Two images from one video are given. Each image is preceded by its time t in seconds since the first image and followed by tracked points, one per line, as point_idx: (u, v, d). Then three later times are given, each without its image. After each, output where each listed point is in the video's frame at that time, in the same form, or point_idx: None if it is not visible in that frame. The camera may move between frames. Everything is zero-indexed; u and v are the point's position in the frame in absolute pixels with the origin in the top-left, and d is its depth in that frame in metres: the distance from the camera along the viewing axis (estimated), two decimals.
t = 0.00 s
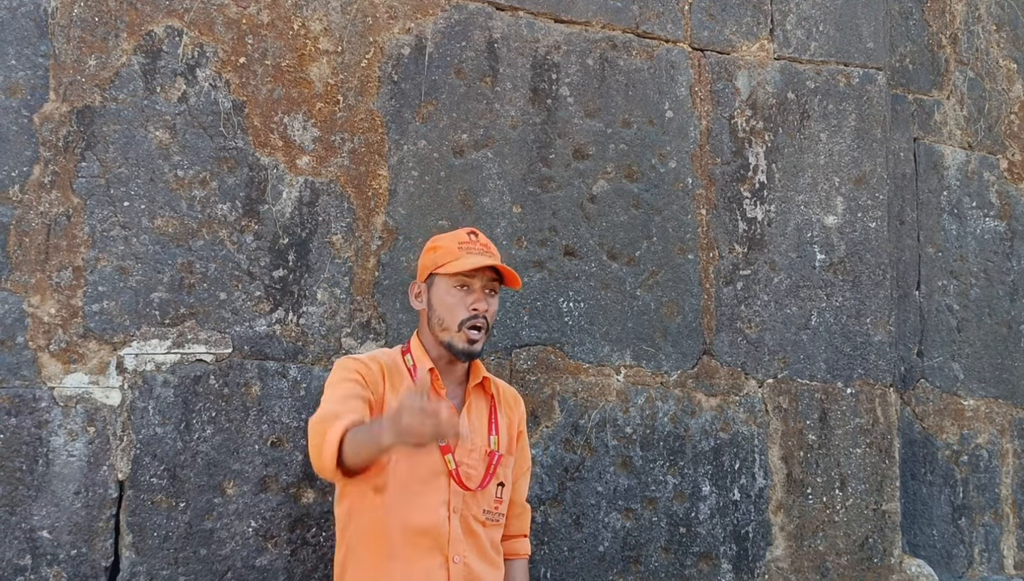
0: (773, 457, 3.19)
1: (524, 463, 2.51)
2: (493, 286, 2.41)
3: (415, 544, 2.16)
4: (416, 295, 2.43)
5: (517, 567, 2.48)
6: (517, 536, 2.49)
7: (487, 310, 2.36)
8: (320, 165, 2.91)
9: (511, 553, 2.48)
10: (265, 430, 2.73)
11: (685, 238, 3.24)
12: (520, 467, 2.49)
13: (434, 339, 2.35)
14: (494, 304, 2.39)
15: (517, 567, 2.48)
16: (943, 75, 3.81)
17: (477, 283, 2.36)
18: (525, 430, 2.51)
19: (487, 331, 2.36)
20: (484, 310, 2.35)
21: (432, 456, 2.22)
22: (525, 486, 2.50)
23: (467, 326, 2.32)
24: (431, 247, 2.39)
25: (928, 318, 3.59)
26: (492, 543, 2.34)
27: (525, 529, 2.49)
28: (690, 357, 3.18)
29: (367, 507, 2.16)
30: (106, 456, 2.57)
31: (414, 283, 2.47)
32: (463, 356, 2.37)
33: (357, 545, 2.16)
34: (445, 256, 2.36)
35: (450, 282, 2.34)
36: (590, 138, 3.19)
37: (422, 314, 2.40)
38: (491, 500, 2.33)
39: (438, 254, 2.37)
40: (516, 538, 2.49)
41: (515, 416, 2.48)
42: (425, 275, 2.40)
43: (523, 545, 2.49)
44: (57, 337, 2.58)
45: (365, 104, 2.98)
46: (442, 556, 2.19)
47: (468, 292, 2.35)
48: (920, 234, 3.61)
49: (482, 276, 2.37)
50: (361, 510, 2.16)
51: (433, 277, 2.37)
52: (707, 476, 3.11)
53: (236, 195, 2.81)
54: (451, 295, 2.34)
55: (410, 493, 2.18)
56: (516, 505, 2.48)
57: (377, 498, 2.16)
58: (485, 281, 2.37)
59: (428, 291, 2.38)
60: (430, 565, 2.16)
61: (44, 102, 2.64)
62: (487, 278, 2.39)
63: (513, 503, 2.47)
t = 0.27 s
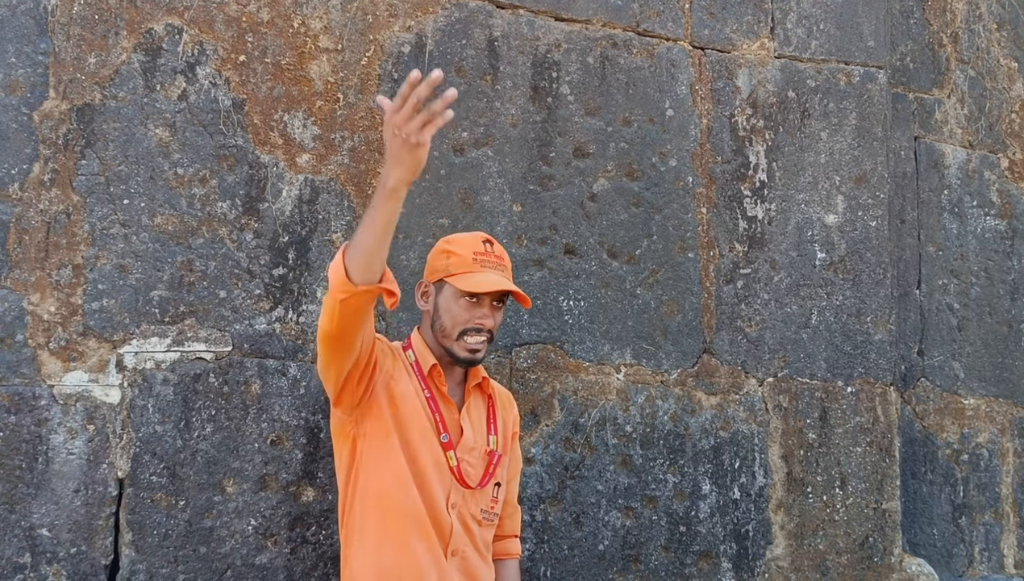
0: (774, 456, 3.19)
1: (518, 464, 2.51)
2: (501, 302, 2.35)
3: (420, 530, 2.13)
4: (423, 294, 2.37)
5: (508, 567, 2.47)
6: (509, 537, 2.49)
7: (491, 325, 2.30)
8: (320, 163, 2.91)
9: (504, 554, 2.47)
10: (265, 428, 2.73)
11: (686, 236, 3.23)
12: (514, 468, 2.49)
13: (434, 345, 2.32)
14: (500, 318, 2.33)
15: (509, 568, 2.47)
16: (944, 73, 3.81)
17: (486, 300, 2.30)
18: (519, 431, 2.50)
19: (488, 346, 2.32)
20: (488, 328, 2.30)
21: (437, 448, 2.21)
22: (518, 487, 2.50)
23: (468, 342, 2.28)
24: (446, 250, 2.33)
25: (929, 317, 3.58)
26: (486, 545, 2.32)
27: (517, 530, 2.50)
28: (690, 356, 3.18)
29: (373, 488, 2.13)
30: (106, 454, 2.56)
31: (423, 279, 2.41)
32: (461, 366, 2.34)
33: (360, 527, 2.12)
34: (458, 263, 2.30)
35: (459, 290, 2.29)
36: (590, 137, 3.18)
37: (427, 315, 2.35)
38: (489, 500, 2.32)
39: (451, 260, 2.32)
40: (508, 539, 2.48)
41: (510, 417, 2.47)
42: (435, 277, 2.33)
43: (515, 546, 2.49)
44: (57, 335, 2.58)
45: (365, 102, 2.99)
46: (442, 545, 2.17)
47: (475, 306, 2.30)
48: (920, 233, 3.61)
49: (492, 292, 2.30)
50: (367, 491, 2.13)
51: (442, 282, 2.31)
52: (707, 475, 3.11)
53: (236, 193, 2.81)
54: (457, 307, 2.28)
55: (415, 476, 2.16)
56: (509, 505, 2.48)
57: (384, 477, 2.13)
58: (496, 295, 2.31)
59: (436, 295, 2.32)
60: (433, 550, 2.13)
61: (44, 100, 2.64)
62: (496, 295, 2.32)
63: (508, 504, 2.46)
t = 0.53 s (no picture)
0: (774, 455, 3.18)
1: (521, 463, 2.49)
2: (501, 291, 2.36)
3: (417, 522, 2.11)
4: (422, 288, 2.38)
5: (507, 565, 2.46)
6: (511, 535, 2.46)
7: (492, 315, 2.31)
8: (320, 162, 2.91)
9: (502, 552, 2.45)
10: (265, 427, 2.73)
11: (686, 235, 3.23)
12: (515, 467, 2.46)
13: (436, 337, 2.31)
14: (500, 308, 2.35)
15: (508, 566, 2.45)
16: (946, 72, 3.80)
17: (486, 287, 2.31)
18: (522, 430, 2.48)
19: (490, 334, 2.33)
20: (489, 315, 2.30)
21: (436, 443, 2.19)
22: (519, 486, 2.48)
23: (470, 329, 2.28)
24: (443, 242, 2.34)
25: (930, 316, 3.58)
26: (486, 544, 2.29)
27: (517, 528, 2.48)
28: (691, 355, 3.18)
29: (371, 478, 2.12)
30: (106, 452, 2.56)
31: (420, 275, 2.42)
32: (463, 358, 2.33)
33: (358, 519, 2.11)
34: (458, 255, 2.30)
35: (460, 280, 2.29)
36: (591, 135, 3.18)
37: (428, 310, 2.36)
38: (489, 500, 2.29)
39: (450, 250, 2.32)
40: (508, 538, 2.46)
41: (513, 415, 2.45)
42: (433, 270, 2.34)
43: (514, 544, 2.47)
44: (57, 333, 2.57)
45: (365, 100, 2.99)
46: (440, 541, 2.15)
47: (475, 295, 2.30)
48: (921, 232, 3.60)
49: (492, 280, 2.32)
50: (365, 481, 2.13)
51: (442, 273, 2.31)
52: (708, 474, 3.10)
53: (236, 191, 2.80)
54: (457, 296, 2.29)
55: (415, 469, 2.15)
56: (509, 503, 2.46)
57: (382, 467, 2.13)
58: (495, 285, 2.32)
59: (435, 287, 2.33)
60: (430, 544, 2.11)
61: (43, 97, 2.63)
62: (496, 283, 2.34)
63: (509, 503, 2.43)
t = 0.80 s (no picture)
0: (775, 456, 3.18)
1: (524, 458, 2.48)
2: (495, 271, 2.39)
3: (418, 523, 2.11)
4: (415, 283, 2.37)
5: (513, 562, 2.45)
6: (515, 531, 2.46)
7: (491, 292, 2.33)
8: (320, 162, 2.90)
9: (508, 549, 2.44)
10: (265, 428, 2.72)
11: (687, 236, 3.22)
12: (519, 463, 2.45)
13: (438, 323, 2.31)
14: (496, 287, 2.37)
15: (515, 563, 2.45)
16: (947, 72, 3.79)
17: (480, 266, 2.34)
18: (525, 425, 2.47)
19: (493, 312, 2.33)
20: (489, 291, 2.32)
21: (436, 443, 2.19)
22: (524, 481, 2.47)
23: (472, 306, 2.29)
24: (430, 233, 2.36)
25: (931, 317, 3.57)
26: (489, 542, 2.30)
27: (523, 524, 2.47)
28: (691, 356, 3.17)
29: (371, 479, 2.12)
30: (105, 453, 2.55)
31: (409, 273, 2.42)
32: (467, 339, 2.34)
33: (359, 521, 2.11)
34: (445, 241, 2.32)
35: (452, 264, 2.31)
36: (592, 136, 3.17)
37: (423, 302, 2.35)
38: (491, 497, 2.29)
39: (437, 240, 2.34)
40: (514, 533, 2.46)
41: (516, 411, 2.44)
42: (423, 262, 2.35)
43: (521, 540, 2.46)
44: (56, 334, 2.57)
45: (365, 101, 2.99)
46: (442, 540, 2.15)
47: (471, 275, 2.32)
48: (922, 232, 3.60)
49: (484, 259, 2.35)
50: (365, 482, 2.12)
51: (433, 263, 2.32)
52: (708, 475, 3.10)
53: (236, 192, 2.80)
54: (454, 278, 2.30)
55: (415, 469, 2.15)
56: (515, 499, 2.45)
57: (381, 469, 2.12)
58: (487, 264, 2.35)
59: (428, 277, 2.33)
60: (432, 544, 2.11)
61: (43, 98, 2.63)
62: (488, 262, 2.37)
63: (513, 499, 2.43)
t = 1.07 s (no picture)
0: (775, 456, 3.17)
1: (529, 450, 2.49)
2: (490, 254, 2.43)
3: (427, 515, 2.13)
4: (412, 277, 2.38)
5: (520, 555, 2.46)
6: (522, 524, 2.47)
7: (490, 271, 2.36)
8: (319, 162, 2.90)
9: (514, 541, 2.45)
10: (264, 428, 2.72)
11: (687, 235, 3.22)
12: (525, 455, 2.46)
13: (442, 309, 2.31)
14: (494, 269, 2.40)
15: (521, 555, 2.46)
16: (947, 72, 3.79)
17: (476, 247, 2.37)
18: (530, 416, 2.48)
19: (494, 292, 2.35)
20: (489, 270, 2.35)
21: (443, 436, 2.21)
22: (529, 473, 2.48)
23: (475, 286, 2.30)
24: (422, 226, 2.39)
25: (931, 317, 3.57)
26: (496, 534, 2.31)
27: (529, 515, 2.48)
28: (691, 355, 3.17)
29: (380, 473, 2.14)
30: (104, 453, 2.55)
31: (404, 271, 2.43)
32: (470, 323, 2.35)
33: (368, 515, 2.12)
34: (439, 229, 2.35)
35: (449, 251, 2.34)
36: (591, 135, 3.17)
37: (423, 292, 2.36)
38: (499, 488, 2.30)
39: (430, 230, 2.36)
40: (520, 525, 2.46)
41: (520, 401, 2.46)
42: (418, 254, 2.37)
43: (527, 532, 2.48)
44: (55, 334, 2.56)
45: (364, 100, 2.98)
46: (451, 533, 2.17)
47: (470, 258, 2.35)
48: (923, 232, 3.59)
49: (479, 241, 2.39)
50: (374, 476, 2.14)
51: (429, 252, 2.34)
52: (708, 475, 3.10)
53: (235, 191, 2.79)
54: (453, 263, 2.33)
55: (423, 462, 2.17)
56: (521, 491, 2.46)
57: (390, 462, 2.14)
58: (483, 245, 2.39)
59: (426, 267, 2.35)
60: (442, 536, 2.13)
61: (42, 97, 2.63)
62: (484, 245, 2.41)
63: (519, 491, 2.44)
